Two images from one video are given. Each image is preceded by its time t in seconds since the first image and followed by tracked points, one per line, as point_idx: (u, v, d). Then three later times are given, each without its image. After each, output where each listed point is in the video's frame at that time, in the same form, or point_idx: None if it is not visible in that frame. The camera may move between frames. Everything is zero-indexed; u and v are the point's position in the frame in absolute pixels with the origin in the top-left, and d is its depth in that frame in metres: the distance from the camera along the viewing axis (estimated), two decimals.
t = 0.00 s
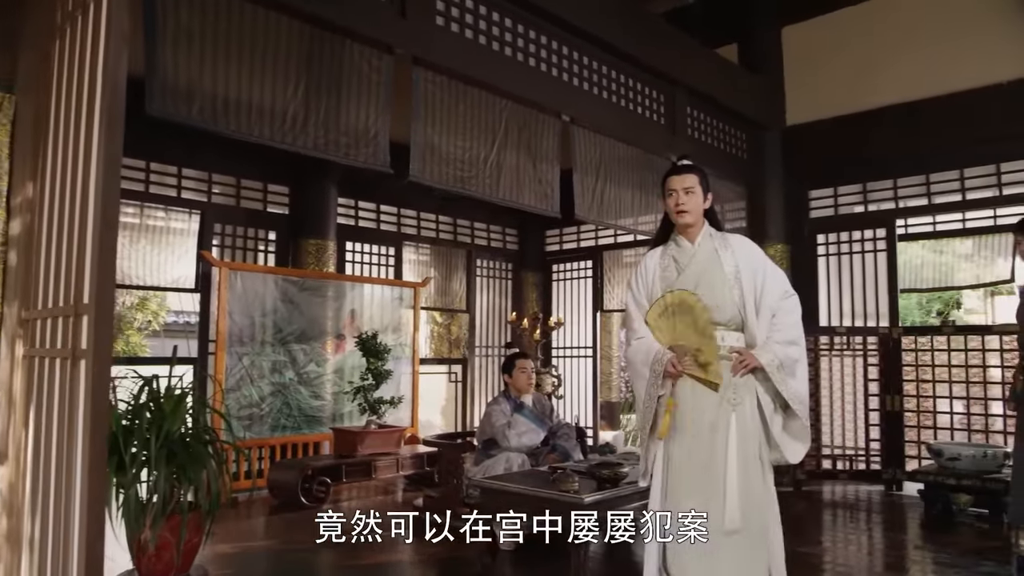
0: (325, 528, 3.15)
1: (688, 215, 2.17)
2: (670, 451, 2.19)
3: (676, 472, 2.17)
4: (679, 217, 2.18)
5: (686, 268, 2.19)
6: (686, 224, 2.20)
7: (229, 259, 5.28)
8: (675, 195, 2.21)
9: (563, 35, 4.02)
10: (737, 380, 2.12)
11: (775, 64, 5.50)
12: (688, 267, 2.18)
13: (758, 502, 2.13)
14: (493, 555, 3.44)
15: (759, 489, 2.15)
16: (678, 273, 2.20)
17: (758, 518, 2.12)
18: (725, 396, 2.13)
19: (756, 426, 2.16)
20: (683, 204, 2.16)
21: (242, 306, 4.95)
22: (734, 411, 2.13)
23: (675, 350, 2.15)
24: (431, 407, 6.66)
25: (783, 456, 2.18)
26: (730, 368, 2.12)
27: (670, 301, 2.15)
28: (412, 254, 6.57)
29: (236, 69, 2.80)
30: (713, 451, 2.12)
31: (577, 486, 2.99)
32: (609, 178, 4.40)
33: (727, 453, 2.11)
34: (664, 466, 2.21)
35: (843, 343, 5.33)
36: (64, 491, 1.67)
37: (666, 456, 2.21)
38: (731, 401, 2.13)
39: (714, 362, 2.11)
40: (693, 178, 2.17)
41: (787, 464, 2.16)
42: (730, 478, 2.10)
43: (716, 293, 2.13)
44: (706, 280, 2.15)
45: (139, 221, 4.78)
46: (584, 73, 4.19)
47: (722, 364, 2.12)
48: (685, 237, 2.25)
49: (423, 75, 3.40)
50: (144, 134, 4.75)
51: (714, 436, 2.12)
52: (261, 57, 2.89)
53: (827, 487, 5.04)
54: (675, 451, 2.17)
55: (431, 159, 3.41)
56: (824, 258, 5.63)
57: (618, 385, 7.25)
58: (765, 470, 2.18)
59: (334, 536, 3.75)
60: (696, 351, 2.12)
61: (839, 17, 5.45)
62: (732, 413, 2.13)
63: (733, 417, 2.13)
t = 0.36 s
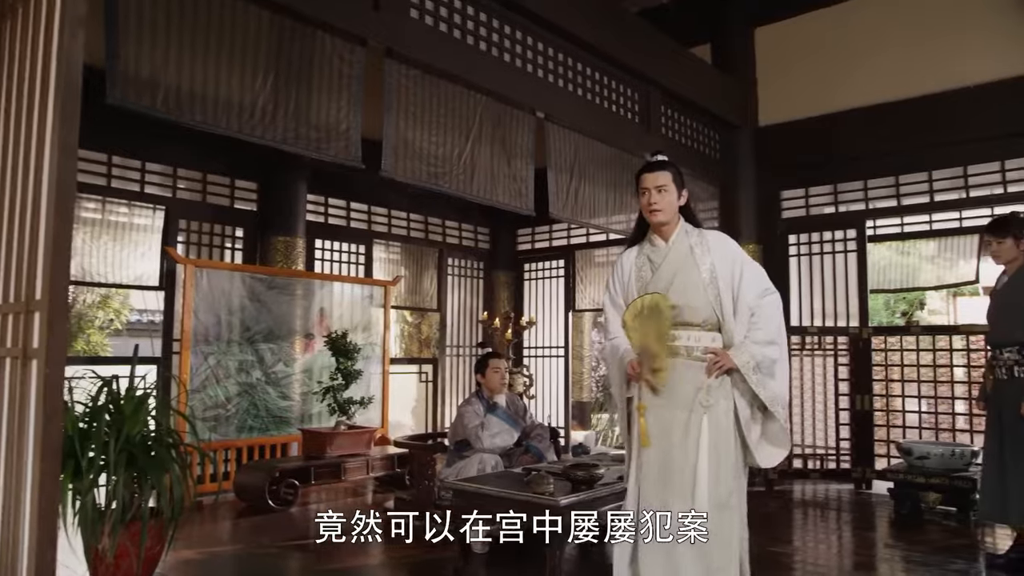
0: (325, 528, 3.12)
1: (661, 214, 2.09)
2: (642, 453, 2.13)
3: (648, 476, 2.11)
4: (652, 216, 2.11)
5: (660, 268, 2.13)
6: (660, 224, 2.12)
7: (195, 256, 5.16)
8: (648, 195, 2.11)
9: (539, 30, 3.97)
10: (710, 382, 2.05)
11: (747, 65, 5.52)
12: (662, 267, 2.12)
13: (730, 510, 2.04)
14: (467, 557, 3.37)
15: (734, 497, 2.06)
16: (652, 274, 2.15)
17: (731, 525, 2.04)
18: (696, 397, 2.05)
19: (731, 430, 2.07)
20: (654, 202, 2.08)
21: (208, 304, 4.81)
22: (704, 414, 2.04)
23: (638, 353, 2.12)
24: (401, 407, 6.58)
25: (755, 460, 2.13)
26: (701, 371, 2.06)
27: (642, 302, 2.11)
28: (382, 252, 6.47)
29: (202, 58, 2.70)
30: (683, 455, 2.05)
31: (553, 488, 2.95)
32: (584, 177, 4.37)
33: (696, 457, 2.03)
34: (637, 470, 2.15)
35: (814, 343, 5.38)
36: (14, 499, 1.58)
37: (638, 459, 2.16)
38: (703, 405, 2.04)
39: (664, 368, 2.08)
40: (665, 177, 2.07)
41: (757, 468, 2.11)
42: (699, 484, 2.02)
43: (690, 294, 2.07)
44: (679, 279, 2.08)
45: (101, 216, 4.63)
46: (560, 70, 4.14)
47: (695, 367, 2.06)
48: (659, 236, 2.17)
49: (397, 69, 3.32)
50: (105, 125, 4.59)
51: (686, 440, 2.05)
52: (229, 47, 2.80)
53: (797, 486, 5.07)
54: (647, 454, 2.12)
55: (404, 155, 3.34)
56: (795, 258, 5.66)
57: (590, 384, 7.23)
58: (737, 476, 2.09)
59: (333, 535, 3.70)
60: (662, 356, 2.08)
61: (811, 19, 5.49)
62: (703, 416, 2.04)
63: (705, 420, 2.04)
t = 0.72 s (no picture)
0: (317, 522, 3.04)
1: (642, 209, 2.06)
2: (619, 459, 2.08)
3: (624, 484, 2.05)
4: (634, 211, 2.07)
5: (638, 262, 2.09)
6: (642, 219, 2.08)
7: (160, 252, 5.03)
8: (629, 188, 2.07)
9: (515, 26, 3.92)
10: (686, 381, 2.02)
11: (720, 65, 5.54)
12: (640, 262, 2.08)
13: (709, 519, 1.98)
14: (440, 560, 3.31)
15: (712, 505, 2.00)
16: (632, 269, 2.11)
17: (710, 537, 1.97)
18: (674, 401, 2.00)
19: (709, 437, 2.00)
20: (636, 197, 2.05)
21: (173, 302, 4.68)
22: (684, 422, 1.99)
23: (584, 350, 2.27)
24: (372, 407, 6.50)
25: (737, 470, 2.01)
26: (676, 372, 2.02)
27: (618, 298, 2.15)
28: (352, 250, 6.38)
29: (167, 46, 2.61)
30: (660, 462, 1.99)
31: (528, 489, 2.90)
32: (559, 175, 4.34)
33: (673, 464, 1.98)
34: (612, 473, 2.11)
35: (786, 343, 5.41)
36: None
37: (614, 464, 2.11)
38: (681, 410, 2.00)
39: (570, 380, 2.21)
40: (648, 170, 2.03)
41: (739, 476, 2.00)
42: (677, 492, 1.96)
43: (667, 291, 2.03)
44: (660, 275, 2.04)
45: (62, 211, 4.48)
46: (536, 67, 4.10)
47: (671, 369, 2.03)
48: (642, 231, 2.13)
49: (370, 62, 3.25)
50: (65, 116, 4.44)
51: (662, 444, 2.00)
52: (197, 35, 2.70)
53: (769, 485, 5.09)
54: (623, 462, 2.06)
55: (376, 149, 3.26)
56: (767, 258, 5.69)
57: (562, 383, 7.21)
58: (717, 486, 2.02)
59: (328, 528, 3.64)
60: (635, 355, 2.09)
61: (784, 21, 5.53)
62: (682, 423, 1.99)
63: (683, 428, 1.99)
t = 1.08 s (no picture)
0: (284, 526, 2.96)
1: (636, 199, 2.02)
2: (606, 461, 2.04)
3: (610, 485, 2.01)
4: (626, 200, 2.03)
5: (628, 253, 2.05)
6: (635, 209, 2.05)
7: (126, 250, 4.88)
8: (624, 176, 2.04)
9: (493, 22, 3.87)
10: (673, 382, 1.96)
11: (697, 66, 5.55)
12: (630, 253, 2.04)
13: (697, 521, 1.94)
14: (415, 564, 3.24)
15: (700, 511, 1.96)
16: (621, 259, 2.06)
17: (697, 538, 1.94)
18: (662, 401, 1.96)
19: (698, 439, 1.96)
20: (629, 185, 2.01)
21: (139, 300, 4.55)
22: (670, 422, 1.95)
23: (614, 351, 2.03)
24: (343, 407, 6.41)
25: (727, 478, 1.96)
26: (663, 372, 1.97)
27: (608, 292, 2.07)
28: (324, 248, 6.28)
29: (133, 34, 2.51)
30: (647, 462, 1.96)
31: (506, 492, 2.85)
32: (536, 173, 4.30)
33: (661, 468, 1.94)
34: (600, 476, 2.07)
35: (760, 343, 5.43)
36: None
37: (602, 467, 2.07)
38: (668, 411, 1.95)
39: (652, 373, 1.97)
40: (644, 159, 2.00)
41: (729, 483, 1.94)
42: (664, 495, 1.92)
43: (658, 286, 1.99)
44: (651, 266, 2.01)
45: (23, 206, 4.34)
46: (514, 64, 4.06)
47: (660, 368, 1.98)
48: (634, 222, 2.09)
49: (345, 55, 3.18)
50: (27, 108, 4.29)
51: (650, 446, 1.96)
52: (165, 23, 2.61)
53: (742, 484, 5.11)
54: (610, 463, 2.03)
55: (351, 145, 3.19)
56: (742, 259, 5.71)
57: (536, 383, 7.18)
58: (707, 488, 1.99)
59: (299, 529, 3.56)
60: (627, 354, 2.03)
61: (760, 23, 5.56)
62: (669, 424, 1.95)
63: (670, 429, 1.95)
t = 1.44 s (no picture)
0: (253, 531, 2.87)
1: (632, 186, 1.98)
2: (594, 462, 1.99)
3: (598, 484, 1.97)
4: (623, 187, 1.99)
5: (623, 242, 2.01)
6: (631, 197, 2.01)
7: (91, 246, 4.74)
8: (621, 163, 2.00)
9: (470, 17, 3.82)
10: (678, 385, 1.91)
11: (674, 66, 5.55)
12: (624, 243, 2.01)
13: (689, 528, 1.90)
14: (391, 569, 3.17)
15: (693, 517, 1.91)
16: (615, 249, 2.03)
17: (689, 545, 1.89)
18: (655, 402, 1.91)
19: (693, 440, 1.92)
20: (628, 172, 1.97)
21: (105, 298, 4.41)
22: (667, 423, 1.90)
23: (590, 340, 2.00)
24: (316, 408, 6.31)
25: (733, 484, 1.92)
26: (660, 372, 1.93)
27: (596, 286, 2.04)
28: (297, 246, 6.18)
29: (96, 22, 2.41)
30: (639, 463, 1.91)
31: (484, 495, 2.80)
32: (513, 171, 4.25)
33: (655, 471, 1.90)
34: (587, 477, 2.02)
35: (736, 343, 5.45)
36: None
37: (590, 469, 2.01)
38: (663, 412, 1.90)
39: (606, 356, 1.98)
40: (643, 145, 1.96)
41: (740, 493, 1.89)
42: (659, 498, 1.88)
43: (653, 278, 1.95)
44: (645, 257, 1.96)
45: None
46: (491, 59, 4.00)
47: (656, 366, 1.93)
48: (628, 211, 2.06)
49: (320, 47, 3.10)
50: None
51: (643, 448, 1.91)
52: (131, 10, 2.51)
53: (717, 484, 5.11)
54: (599, 463, 1.97)
55: (327, 139, 3.11)
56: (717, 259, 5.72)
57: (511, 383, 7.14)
58: (707, 496, 1.91)
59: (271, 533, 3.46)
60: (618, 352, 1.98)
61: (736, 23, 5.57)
62: (665, 425, 1.90)
63: (666, 430, 1.90)
